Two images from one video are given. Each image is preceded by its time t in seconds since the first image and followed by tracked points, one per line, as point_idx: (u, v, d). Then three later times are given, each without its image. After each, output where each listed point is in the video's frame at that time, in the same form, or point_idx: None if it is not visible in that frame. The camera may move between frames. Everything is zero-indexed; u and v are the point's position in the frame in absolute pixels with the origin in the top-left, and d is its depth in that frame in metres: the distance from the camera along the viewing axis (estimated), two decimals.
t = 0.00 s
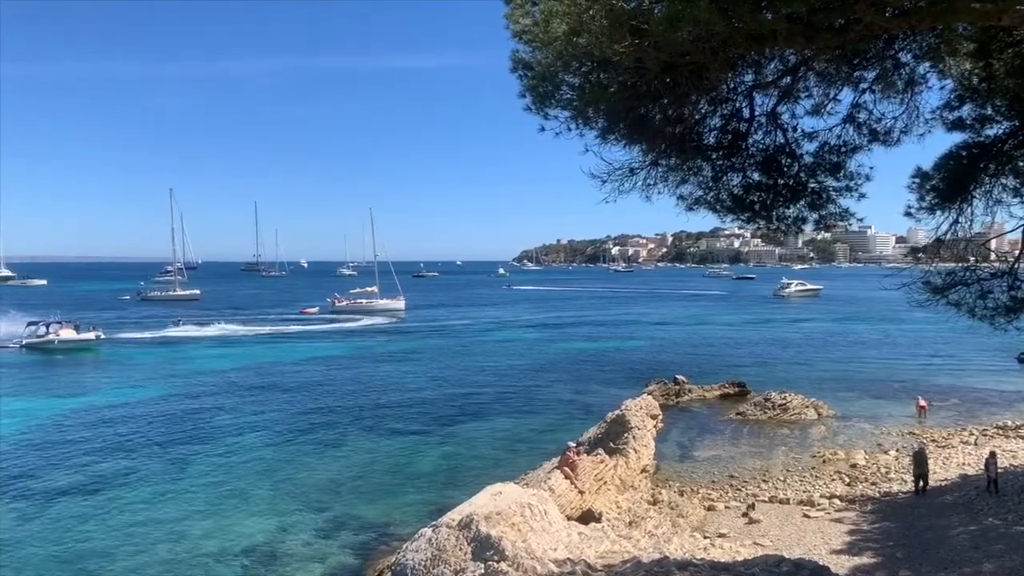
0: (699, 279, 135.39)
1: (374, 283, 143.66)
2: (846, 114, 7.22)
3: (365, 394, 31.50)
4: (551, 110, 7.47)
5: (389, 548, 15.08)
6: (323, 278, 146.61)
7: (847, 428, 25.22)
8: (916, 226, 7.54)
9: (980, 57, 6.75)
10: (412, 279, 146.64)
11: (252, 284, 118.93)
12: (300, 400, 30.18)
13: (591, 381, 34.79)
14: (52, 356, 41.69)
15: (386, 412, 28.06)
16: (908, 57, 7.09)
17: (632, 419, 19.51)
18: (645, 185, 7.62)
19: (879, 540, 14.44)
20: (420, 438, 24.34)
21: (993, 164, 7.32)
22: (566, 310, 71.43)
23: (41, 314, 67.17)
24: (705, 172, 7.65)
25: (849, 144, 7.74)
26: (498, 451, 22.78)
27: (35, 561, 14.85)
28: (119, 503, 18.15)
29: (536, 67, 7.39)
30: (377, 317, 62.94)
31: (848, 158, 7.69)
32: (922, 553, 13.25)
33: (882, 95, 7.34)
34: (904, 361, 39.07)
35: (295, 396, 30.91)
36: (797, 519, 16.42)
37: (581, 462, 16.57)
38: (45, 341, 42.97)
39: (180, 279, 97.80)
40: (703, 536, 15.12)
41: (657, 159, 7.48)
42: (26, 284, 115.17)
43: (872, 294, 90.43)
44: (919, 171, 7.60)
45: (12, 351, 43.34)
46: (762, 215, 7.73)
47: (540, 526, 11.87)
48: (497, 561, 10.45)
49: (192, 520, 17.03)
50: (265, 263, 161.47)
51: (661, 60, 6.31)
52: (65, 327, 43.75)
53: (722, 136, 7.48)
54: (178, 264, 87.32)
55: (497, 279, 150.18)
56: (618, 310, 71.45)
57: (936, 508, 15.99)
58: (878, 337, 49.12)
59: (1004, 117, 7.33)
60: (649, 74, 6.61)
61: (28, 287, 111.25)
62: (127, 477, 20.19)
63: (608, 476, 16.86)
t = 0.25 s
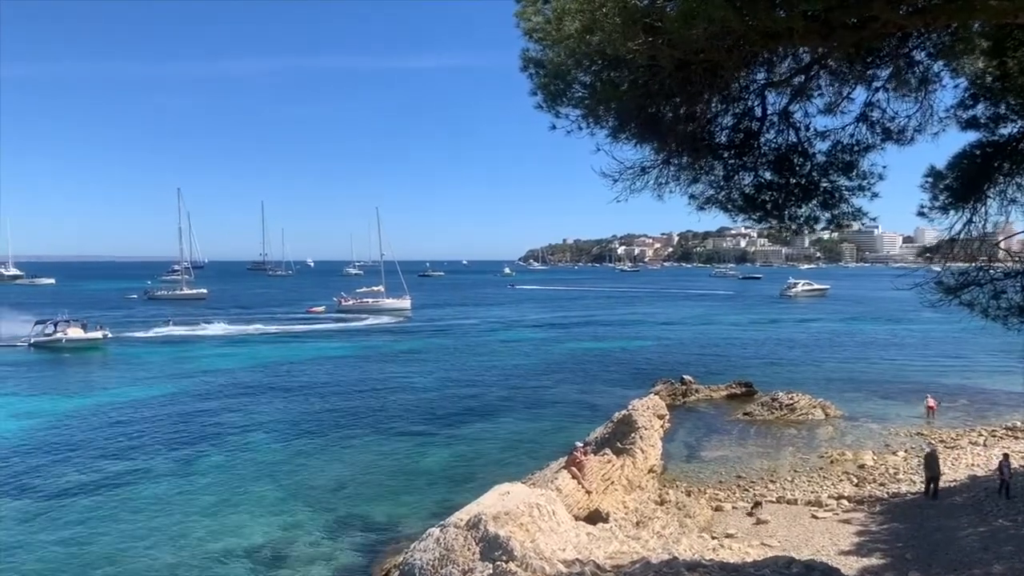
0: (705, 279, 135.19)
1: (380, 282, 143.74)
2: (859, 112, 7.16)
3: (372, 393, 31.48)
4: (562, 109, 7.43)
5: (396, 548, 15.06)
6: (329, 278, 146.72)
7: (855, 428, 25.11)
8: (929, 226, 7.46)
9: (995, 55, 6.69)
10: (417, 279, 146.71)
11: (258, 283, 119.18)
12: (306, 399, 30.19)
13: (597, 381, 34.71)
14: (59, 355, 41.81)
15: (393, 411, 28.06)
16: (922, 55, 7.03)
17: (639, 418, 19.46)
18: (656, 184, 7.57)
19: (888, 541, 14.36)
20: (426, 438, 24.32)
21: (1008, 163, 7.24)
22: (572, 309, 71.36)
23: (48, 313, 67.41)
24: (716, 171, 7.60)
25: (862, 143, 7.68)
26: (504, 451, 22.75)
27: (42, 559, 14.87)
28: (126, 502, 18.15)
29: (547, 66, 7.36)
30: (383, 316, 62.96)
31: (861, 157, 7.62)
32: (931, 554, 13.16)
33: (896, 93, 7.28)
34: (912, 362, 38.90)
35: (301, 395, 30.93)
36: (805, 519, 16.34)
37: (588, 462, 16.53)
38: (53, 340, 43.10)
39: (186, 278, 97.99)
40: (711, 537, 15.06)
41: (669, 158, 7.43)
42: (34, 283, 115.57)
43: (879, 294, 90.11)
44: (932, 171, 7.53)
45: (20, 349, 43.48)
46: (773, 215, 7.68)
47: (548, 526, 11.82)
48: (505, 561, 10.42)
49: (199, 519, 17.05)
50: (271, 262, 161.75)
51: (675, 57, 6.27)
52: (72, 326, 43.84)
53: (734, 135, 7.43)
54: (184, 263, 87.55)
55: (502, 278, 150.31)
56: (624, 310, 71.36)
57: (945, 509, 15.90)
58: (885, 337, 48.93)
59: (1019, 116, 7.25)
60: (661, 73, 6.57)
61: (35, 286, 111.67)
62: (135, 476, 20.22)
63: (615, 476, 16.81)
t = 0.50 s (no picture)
0: (720, 279, 134.62)
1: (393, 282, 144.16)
2: (884, 111, 7.07)
3: (386, 393, 31.56)
4: (584, 107, 7.43)
5: (412, 548, 15.07)
6: (344, 277, 147.36)
7: (872, 430, 24.90)
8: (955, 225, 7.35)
9: None
10: (431, 279, 146.99)
11: (274, 283, 119.85)
12: (321, 398, 30.33)
13: (611, 382, 34.63)
14: (77, 353, 42.20)
15: (407, 411, 28.12)
16: (949, 53, 6.93)
17: (655, 419, 19.38)
18: (678, 183, 7.53)
19: (907, 544, 14.21)
20: (441, 437, 24.34)
21: None
22: (586, 310, 71.27)
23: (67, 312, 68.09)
24: (739, 170, 7.54)
25: (886, 142, 7.58)
26: (519, 451, 22.73)
27: (62, 557, 15.00)
28: (144, 500, 18.30)
29: (569, 64, 7.36)
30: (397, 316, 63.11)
31: (885, 157, 7.52)
32: (952, 558, 13.02)
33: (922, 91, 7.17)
34: (930, 363, 38.53)
35: (316, 394, 31.06)
36: (822, 521, 16.21)
37: (604, 463, 16.47)
38: (71, 339, 43.52)
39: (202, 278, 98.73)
40: (728, 539, 14.96)
41: (691, 156, 7.39)
42: (52, 283, 116.74)
43: (896, 295, 89.37)
44: (957, 170, 7.42)
45: (39, 348, 43.93)
46: (796, 215, 7.59)
47: (565, 527, 11.78)
48: (523, 561, 10.40)
49: (216, 518, 17.14)
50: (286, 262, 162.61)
51: (700, 56, 6.23)
52: (90, 325, 44.30)
53: (757, 134, 7.37)
54: (201, 263, 88.15)
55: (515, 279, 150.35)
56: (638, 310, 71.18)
57: (965, 512, 15.72)
58: (903, 339, 48.50)
59: None
60: (685, 71, 6.54)
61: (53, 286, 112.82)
62: (152, 474, 20.38)
63: (631, 477, 16.73)
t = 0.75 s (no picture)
0: (745, 280, 133.57)
1: (417, 282, 144.81)
2: (921, 108, 6.94)
3: (411, 392, 31.68)
4: (615, 106, 7.43)
5: (437, 547, 15.09)
6: (368, 277, 148.27)
7: (902, 432, 24.52)
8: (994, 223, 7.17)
9: None
10: (454, 279, 147.49)
11: (299, 283, 120.92)
12: (346, 397, 30.56)
13: (636, 382, 34.48)
14: (107, 352, 42.88)
15: (432, 411, 28.22)
16: (988, 49, 6.79)
17: (681, 420, 19.27)
18: (710, 182, 7.47)
19: (939, 549, 13.96)
20: (466, 437, 24.39)
21: None
22: (609, 310, 71.05)
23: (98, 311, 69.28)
24: (771, 169, 7.44)
25: (922, 140, 7.44)
26: (543, 451, 22.69)
27: (92, 551, 15.23)
28: (172, 497, 18.51)
29: (600, 63, 7.36)
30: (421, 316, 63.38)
31: (922, 155, 7.37)
32: (985, 563, 12.76)
33: (959, 89, 7.03)
34: (962, 365, 37.86)
35: (341, 394, 31.28)
36: (851, 525, 15.98)
37: (629, 464, 16.37)
38: (101, 337, 44.25)
39: (230, 278, 99.90)
40: (756, 541, 14.81)
41: (723, 155, 7.33)
42: (83, 283, 118.95)
43: (926, 297, 88.01)
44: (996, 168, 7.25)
45: (70, 346, 44.73)
46: (830, 214, 7.47)
47: (593, 529, 11.73)
48: (551, 562, 10.39)
49: (244, 515, 17.32)
50: (311, 262, 163.97)
51: (735, 53, 6.16)
52: (119, 324, 45.00)
53: (790, 133, 7.28)
54: (228, 262, 89.22)
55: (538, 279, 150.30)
56: (662, 310, 70.81)
57: (998, 516, 15.41)
58: (933, 340, 47.73)
59: None
60: (719, 69, 6.48)
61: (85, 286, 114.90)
62: (180, 471, 20.64)
63: (657, 478, 16.63)
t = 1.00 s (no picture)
0: (788, 281, 131.41)
1: (457, 283, 145.57)
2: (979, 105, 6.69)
3: (450, 393, 31.85)
4: (661, 105, 7.42)
5: (477, 548, 15.12)
6: (409, 278, 149.67)
7: (953, 438, 23.83)
8: None
9: None
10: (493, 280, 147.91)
11: (341, 284, 122.46)
12: (386, 398, 30.85)
13: (676, 385, 34.14)
14: (156, 351, 43.97)
15: (471, 412, 28.31)
16: None
17: (724, 424, 19.01)
18: (757, 182, 7.37)
19: (992, 559, 13.51)
20: (505, 438, 24.42)
21: None
22: (649, 312, 70.50)
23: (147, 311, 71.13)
24: (821, 168, 7.30)
25: (980, 138, 7.16)
26: (583, 453, 22.60)
27: (141, 544, 15.60)
28: (218, 494, 18.90)
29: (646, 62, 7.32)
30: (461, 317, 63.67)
31: (980, 153, 7.10)
32: None
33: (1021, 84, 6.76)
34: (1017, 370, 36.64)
35: (381, 394, 31.59)
36: (900, 532, 15.57)
37: (671, 467, 16.20)
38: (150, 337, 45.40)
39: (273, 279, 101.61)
40: (801, 547, 14.51)
41: (771, 154, 7.23)
42: (133, 283, 122.20)
43: (979, 299, 85.41)
44: None
45: (121, 345, 46.00)
46: (881, 215, 7.26)
47: (636, 533, 11.61)
48: (593, 566, 10.34)
49: (287, 513, 17.58)
50: (352, 264, 165.93)
51: (787, 50, 6.05)
52: (168, 324, 46.16)
53: (840, 131, 7.12)
54: (272, 263, 90.81)
55: (577, 280, 149.80)
56: (704, 312, 70.00)
57: None
58: (987, 344, 46.30)
59: None
60: (770, 67, 6.39)
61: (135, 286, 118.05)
62: (226, 469, 21.05)
63: (699, 482, 16.42)
